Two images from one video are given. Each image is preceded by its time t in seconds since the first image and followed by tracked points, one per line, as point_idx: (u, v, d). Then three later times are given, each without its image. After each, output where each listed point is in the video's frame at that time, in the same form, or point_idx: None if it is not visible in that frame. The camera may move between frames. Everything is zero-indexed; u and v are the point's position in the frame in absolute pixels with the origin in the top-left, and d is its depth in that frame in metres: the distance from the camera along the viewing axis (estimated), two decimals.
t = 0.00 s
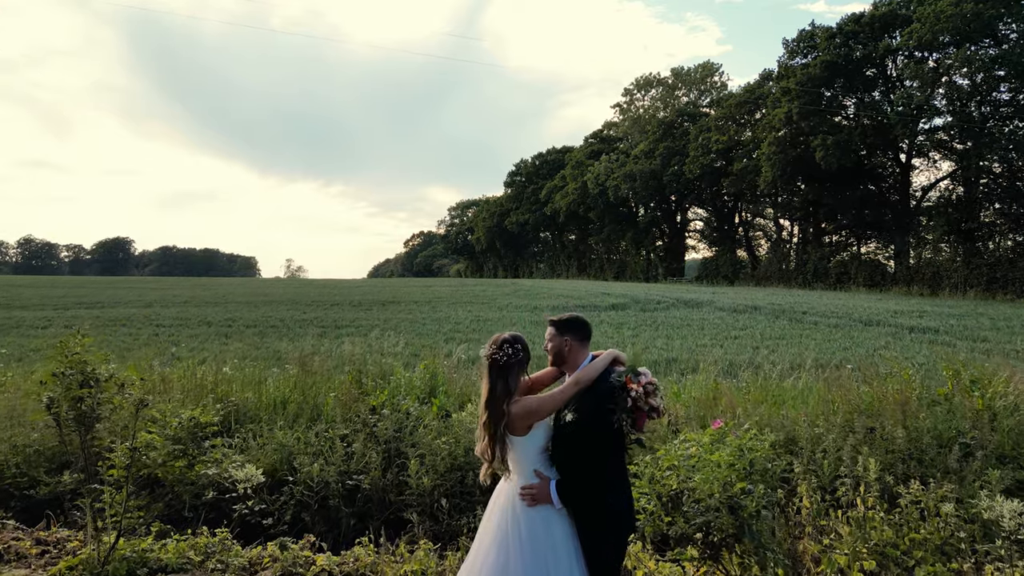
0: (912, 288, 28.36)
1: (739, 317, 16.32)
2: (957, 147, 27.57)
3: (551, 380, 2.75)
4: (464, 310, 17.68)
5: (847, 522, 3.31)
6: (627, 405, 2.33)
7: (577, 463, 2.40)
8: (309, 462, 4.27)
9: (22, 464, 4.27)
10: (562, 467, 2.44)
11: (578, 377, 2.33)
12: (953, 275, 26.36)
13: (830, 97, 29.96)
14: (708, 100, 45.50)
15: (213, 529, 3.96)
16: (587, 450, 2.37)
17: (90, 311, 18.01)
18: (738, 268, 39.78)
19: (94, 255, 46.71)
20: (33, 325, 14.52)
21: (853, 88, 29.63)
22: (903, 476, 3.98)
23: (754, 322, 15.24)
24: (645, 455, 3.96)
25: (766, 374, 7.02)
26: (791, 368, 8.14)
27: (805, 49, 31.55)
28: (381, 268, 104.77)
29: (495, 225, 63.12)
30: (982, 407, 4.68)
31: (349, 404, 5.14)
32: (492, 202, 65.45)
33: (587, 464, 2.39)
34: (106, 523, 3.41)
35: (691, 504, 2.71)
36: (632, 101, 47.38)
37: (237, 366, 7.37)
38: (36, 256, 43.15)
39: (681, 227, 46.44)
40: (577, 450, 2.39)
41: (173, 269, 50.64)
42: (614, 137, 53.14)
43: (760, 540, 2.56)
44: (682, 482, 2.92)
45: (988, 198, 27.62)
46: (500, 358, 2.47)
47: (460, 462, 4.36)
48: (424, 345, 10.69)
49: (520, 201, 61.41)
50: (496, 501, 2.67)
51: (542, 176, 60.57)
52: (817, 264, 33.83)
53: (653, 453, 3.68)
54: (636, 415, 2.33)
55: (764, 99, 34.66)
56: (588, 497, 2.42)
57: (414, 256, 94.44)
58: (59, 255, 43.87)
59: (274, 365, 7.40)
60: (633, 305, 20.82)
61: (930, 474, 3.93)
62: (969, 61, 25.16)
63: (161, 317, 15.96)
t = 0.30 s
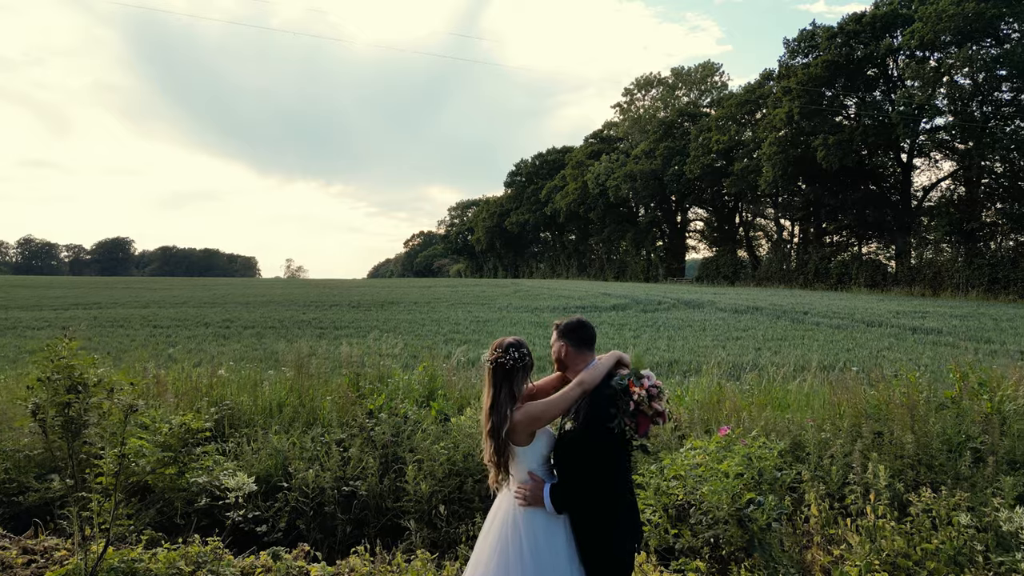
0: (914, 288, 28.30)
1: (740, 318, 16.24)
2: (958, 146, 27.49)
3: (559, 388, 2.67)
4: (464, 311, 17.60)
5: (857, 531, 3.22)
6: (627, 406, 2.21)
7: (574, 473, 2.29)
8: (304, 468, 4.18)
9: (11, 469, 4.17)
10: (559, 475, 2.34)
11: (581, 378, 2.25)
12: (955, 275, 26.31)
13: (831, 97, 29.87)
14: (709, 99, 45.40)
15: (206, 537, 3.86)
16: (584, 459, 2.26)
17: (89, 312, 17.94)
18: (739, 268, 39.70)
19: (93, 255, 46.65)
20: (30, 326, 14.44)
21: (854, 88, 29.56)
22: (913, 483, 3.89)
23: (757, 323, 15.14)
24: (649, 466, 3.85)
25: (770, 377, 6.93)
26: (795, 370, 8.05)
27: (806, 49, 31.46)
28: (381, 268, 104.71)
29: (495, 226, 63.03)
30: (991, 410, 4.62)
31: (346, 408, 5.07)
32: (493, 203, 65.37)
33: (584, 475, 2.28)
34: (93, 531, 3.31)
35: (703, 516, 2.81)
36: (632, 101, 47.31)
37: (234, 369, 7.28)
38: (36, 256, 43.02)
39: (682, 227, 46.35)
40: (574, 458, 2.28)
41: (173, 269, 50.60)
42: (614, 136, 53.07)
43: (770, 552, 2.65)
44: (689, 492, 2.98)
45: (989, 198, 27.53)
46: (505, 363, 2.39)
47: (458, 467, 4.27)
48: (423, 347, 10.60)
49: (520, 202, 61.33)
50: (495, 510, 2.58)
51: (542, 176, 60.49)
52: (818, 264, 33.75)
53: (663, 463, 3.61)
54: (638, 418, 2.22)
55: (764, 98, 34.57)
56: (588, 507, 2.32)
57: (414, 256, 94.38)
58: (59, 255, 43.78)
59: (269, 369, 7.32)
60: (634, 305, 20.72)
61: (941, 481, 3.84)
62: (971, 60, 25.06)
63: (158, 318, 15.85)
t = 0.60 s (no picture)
0: (915, 289, 28.23)
1: (742, 319, 16.17)
2: (961, 146, 27.40)
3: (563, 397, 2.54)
4: (464, 312, 17.49)
5: (870, 543, 3.12)
6: (651, 421, 2.38)
7: (582, 486, 2.16)
8: (298, 476, 4.06)
9: None
10: (564, 488, 2.20)
11: (592, 384, 2.12)
12: (957, 275, 26.28)
13: (832, 96, 29.73)
14: (709, 99, 45.31)
15: (195, 549, 3.72)
16: (592, 471, 2.13)
17: (86, 313, 17.79)
18: (739, 268, 39.65)
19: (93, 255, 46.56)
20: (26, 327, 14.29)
21: (856, 88, 29.45)
22: (926, 491, 3.79)
23: (758, 324, 15.03)
24: (655, 479, 3.74)
25: (774, 380, 6.84)
26: (798, 372, 7.97)
27: (807, 48, 31.37)
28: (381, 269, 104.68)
29: (495, 226, 62.94)
30: (1003, 414, 4.48)
31: (342, 412, 4.94)
32: (492, 203, 65.29)
33: (593, 489, 2.14)
34: (77, 542, 3.19)
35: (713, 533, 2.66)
36: (632, 101, 47.21)
37: (229, 372, 7.15)
38: (36, 256, 42.89)
39: (682, 227, 46.28)
40: (583, 469, 2.15)
41: (173, 270, 50.47)
42: (614, 137, 52.98)
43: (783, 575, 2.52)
44: (698, 505, 2.88)
45: (991, 198, 27.41)
46: (512, 371, 2.25)
47: (456, 475, 4.14)
48: (422, 349, 10.48)
49: (520, 202, 61.22)
50: (496, 526, 2.44)
51: (542, 176, 60.40)
52: (819, 264, 33.66)
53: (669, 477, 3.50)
54: (664, 431, 2.39)
55: (765, 98, 34.46)
56: (595, 525, 2.18)
57: (414, 256, 94.27)
58: (59, 255, 43.66)
59: (266, 372, 7.18)
60: (635, 306, 20.62)
61: (957, 490, 3.71)
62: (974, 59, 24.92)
63: (155, 319, 15.73)
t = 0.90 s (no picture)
0: (917, 289, 28.18)
1: (744, 319, 16.05)
2: (962, 146, 27.30)
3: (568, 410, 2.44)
4: (463, 312, 17.37)
5: (884, 557, 3.01)
6: (678, 430, 2.35)
7: (592, 502, 2.05)
8: (291, 483, 3.95)
9: None
10: (575, 507, 2.09)
11: (607, 394, 2.01)
12: (959, 276, 26.21)
13: (834, 96, 29.62)
14: (710, 99, 45.16)
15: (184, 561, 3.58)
16: (603, 488, 2.02)
17: (83, 314, 17.68)
18: (740, 268, 39.55)
19: (93, 255, 46.50)
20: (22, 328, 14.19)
21: (857, 87, 29.34)
22: (940, 500, 3.67)
23: (761, 324, 14.90)
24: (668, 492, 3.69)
25: (778, 383, 6.74)
26: (802, 375, 7.87)
27: (808, 48, 31.28)
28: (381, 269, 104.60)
29: (495, 226, 62.92)
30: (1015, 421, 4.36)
31: (338, 417, 4.82)
32: (492, 203, 65.21)
33: (603, 506, 2.03)
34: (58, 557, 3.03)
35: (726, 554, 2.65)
36: (632, 101, 47.09)
37: (224, 374, 7.03)
38: (36, 256, 42.78)
39: (683, 228, 46.17)
40: (594, 485, 2.03)
41: (173, 270, 50.40)
42: (614, 136, 52.85)
43: None
44: (708, 523, 2.80)
45: (993, 198, 27.29)
46: (523, 376, 2.13)
47: (455, 483, 4.02)
48: (420, 350, 10.37)
49: (520, 202, 61.16)
50: (496, 542, 2.33)
51: (542, 176, 60.29)
52: (820, 264, 33.56)
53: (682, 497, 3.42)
54: (691, 442, 2.36)
55: (766, 98, 34.36)
56: (606, 545, 2.06)
57: (414, 255, 94.26)
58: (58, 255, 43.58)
59: (260, 375, 7.05)
60: (636, 306, 20.49)
61: (970, 498, 3.60)
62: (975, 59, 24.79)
63: (152, 320, 15.62)
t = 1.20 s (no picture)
0: (919, 289, 28.08)
1: (747, 320, 15.92)
2: (965, 146, 27.18)
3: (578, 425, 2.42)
4: (462, 313, 17.27)
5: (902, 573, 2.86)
6: (699, 437, 2.38)
7: (606, 521, 2.02)
8: (283, 493, 3.80)
9: None
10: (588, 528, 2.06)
11: (626, 409, 1.98)
12: (961, 276, 26.12)
13: (835, 95, 29.50)
14: (710, 99, 45.02)
15: None
16: (618, 506, 2.00)
17: (81, 315, 17.56)
18: (741, 269, 39.45)
19: (92, 255, 46.42)
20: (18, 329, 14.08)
21: (858, 87, 29.22)
22: (959, 513, 3.52)
23: (763, 325, 14.77)
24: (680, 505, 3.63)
25: (783, 388, 6.63)
26: (808, 378, 7.76)
27: (809, 47, 31.16)
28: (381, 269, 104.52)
29: (495, 226, 62.84)
30: None
31: (332, 423, 4.68)
32: (493, 203, 65.12)
33: (616, 525, 2.01)
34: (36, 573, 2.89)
35: None
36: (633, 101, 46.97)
37: (218, 378, 6.91)
38: (36, 256, 42.70)
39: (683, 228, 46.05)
40: (607, 504, 2.01)
41: (173, 270, 50.30)
42: (615, 136, 52.70)
43: None
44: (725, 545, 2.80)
45: (995, 198, 27.15)
46: (536, 387, 2.10)
47: (453, 492, 3.90)
48: (419, 352, 10.27)
49: (520, 202, 61.06)
50: (504, 561, 2.29)
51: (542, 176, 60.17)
52: (821, 264, 33.44)
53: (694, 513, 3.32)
54: (712, 450, 2.39)
55: (767, 97, 34.24)
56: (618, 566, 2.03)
57: (414, 255, 94.16)
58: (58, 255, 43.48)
59: (255, 379, 6.94)
60: (637, 307, 20.37)
61: (989, 511, 3.45)
62: (977, 58, 24.66)
63: (149, 321, 15.50)
